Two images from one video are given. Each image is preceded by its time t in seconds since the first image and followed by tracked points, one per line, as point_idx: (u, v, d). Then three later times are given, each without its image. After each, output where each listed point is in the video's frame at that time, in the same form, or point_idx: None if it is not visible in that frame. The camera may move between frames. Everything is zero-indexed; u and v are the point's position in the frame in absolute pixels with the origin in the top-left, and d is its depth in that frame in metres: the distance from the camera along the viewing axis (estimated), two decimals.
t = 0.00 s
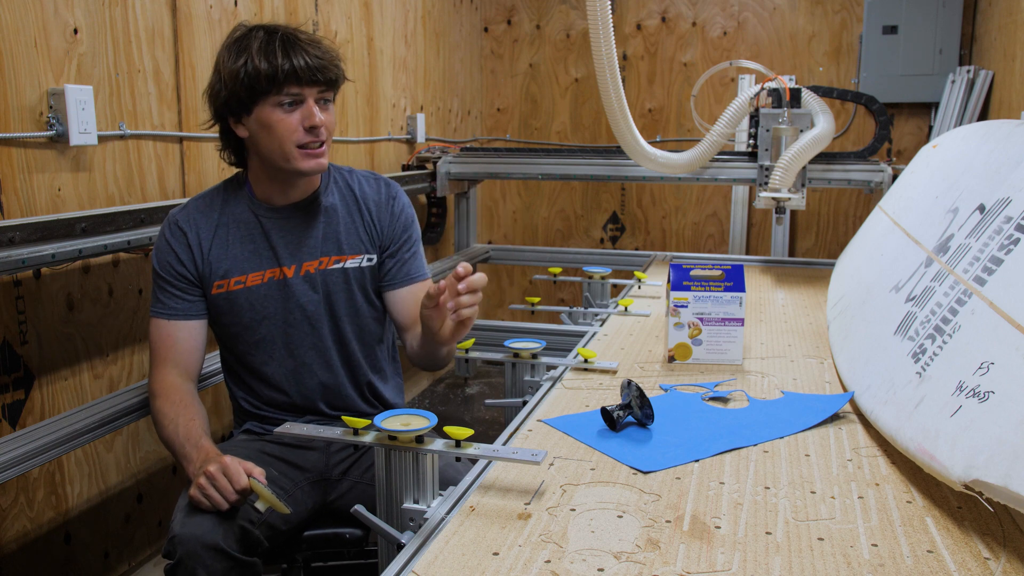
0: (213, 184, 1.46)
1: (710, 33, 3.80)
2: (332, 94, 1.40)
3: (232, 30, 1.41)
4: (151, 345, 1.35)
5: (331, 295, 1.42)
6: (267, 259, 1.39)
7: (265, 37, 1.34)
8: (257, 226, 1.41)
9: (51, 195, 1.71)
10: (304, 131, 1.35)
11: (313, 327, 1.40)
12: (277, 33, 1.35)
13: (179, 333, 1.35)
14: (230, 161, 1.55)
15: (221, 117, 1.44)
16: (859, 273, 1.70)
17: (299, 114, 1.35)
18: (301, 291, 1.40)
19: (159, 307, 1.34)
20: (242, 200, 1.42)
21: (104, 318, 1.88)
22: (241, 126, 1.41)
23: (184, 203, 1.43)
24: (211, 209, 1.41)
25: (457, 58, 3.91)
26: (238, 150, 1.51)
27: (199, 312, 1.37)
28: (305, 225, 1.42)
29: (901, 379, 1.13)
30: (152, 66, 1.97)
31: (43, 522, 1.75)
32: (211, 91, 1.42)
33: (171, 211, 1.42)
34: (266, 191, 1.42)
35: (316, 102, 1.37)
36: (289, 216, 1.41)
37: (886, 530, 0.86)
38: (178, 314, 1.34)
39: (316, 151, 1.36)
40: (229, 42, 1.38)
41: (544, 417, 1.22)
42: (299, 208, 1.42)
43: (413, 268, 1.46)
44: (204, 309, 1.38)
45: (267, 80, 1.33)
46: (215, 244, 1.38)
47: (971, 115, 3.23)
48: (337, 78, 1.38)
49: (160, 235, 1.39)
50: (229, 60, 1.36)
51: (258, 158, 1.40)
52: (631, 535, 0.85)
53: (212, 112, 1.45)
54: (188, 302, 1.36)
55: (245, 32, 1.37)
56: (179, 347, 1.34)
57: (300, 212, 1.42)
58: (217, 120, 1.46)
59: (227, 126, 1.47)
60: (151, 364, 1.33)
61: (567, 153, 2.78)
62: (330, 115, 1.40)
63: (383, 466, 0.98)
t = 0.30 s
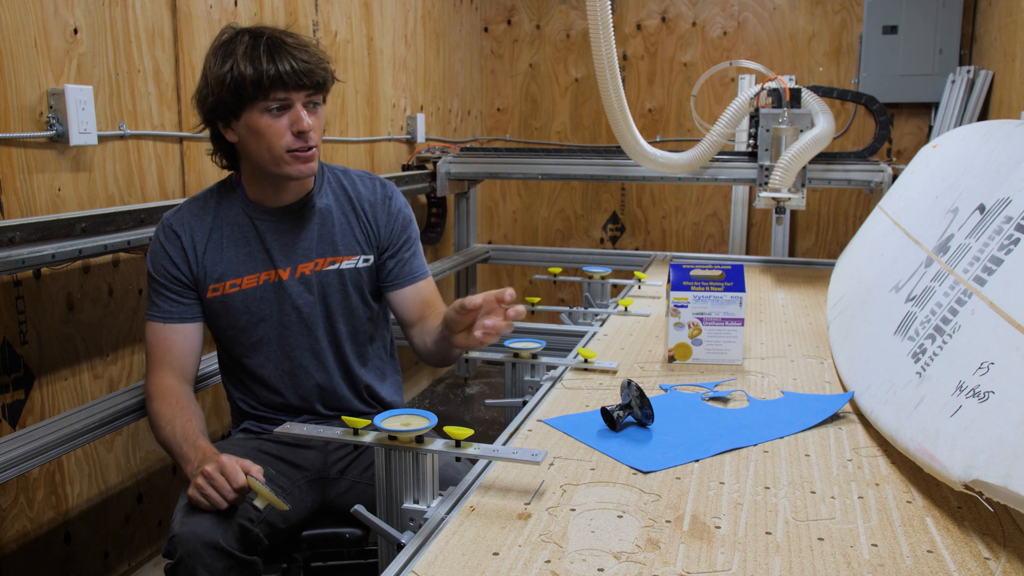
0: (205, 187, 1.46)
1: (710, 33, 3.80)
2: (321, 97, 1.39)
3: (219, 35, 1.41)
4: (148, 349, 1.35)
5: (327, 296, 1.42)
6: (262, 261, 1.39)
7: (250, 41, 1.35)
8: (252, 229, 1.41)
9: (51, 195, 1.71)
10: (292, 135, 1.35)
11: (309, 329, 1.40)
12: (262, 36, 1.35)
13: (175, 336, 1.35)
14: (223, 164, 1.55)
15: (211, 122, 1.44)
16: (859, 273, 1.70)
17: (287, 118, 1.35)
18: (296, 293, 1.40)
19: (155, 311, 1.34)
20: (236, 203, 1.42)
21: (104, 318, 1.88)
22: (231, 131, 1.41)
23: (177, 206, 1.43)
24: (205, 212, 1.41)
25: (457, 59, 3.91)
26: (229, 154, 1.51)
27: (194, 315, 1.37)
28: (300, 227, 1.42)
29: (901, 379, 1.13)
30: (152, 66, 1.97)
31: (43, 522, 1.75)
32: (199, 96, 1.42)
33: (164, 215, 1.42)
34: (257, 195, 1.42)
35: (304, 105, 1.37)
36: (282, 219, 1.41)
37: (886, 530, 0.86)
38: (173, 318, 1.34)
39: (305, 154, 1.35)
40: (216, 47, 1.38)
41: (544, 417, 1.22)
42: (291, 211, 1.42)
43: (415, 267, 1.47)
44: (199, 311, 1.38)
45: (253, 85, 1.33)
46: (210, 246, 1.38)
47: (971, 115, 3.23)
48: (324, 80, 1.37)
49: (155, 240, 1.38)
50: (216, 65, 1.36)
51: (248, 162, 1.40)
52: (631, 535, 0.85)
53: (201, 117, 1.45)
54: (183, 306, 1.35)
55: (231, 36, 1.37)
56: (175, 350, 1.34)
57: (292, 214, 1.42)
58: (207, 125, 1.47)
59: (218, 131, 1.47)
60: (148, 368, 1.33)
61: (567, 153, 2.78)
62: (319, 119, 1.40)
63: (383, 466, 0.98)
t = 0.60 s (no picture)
0: (211, 187, 1.46)
1: (710, 33, 3.80)
2: (323, 96, 1.39)
3: (221, 38, 1.42)
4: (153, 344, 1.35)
5: (331, 294, 1.42)
6: (266, 259, 1.39)
7: (251, 43, 1.35)
8: (257, 226, 1.41)
9: (51, 195, 1.71)
10: (297, 133, 1.35)
11: (312, 326, 1.40)
12: (263, 37, 1.35)
13: (180, 331, 1.35)
14: (228, 167, 1.56)
15: (216, 125, 1.44)
16: (859, 273, 1.70)
17: (290, 118, 1.35)
18: (300, 290, 1.39)
19: (161, 307, 1.35)
20: (242, 201, 1.42)
21: (104, 318, 1.88)
22: (236, 133, 1.41)
23: (185, 205, 1.44)
24: (211, 209, 1.42)
25: (457, 59, 3.91)
26: (236, 157, 1.51)
27: (201, 311, 1.37)
28: (304, 225, 1.42)
29: (901, 379, 1.13)
30: (152, 66, 1.97)
31: (43, 522, 1.75)
32: (203, 101, 1.43)
33: (172, 213, 1.43)
34: (264, 195, 1.42)
35: (307, 105, 1.37)
36: (286, 216, 1.41)
37: (886, 530, 0.86)
38: (178, 313, 1.35)
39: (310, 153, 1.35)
40: (218, 50, 1.39)
41: (544, 417, 1.22)
42: (296, 210, 1.41)
43: (430, 249, 1.47)
44: (205, 308, 1.38)
45: (255, 86, 1.33)
46: (216, 244, 1.39)
47: (971, 115, 3.23)
48: (325, 79, 1.37)
49: (162, 237, 1.39)
50: (218, 67, 1.36)
51: (254, 163, 1.40)
52: (631, 535, 0.85)
53: (206, 121, 1.46)
54: (189, 301, 1.36)
55: (232, 38, 1.38)
56: (179, 344, 1.34)
57: (298, 212, 1.42)
58: (212, 129, 1.47)
59: (223, 134, 1.47)
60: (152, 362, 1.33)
61: (567, 153, 2.78)
62: (322, 118, 1.40)
63: (383, 466, 0.98)
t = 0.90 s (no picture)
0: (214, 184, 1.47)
1: (710, 33, 3.80)
2: (328, 95, 1.39)
3: (229, 34, 1.42)
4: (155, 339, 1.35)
5: (330, 287, 1.42)
6: (267, 254, 1.40)
7: (259, 39, 1.35)
8: (258, 221, 1.41)
9: (51, 195, 1.71)
10: (300, 130, 1.35)
11: (311, 320, 1.40)
12: (271, 34, 1.35)
13: (181, 325, 1.35)
14: (232, 161, 1.56)
15: (220, 119, 1.44)
16: (859, 273, 1.70)
17: (295, 114, 1.35)
18: (299, 284, 1.39)
19: (163, 301, 1.35)
20: (244, 197, 1.43)
21: (104, 318, 1.88)
22: (240, 127, 1.42)
23: (188, 202, 1.45)
24: (213, 205, 1.42)
25: (457, 59, 3.91)
26: (239, 152, 1.52)
27: (202, 305, 1.37)
28: (304, 220, 1.42)
29: (901, 379, 1.13)
30: (152, 66, 1.97)
31: (43, 522, 1.75)
32: (209, 95, 1.43)
33: (175, 210, 1.44)
34: (266, 190, 1.42)
35: (312, 102, 1.37)
36: (287, 212, 1.41)
37: (886, 530, 0.86)
38: (181, 308, 1.35)
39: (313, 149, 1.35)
40: (225, 45, 1.39)
41: (544, 417, 1.22)
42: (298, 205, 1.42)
43: (430, 222, 1.45)
44: (206, 303, 1.38)
45: (262, 82, 1.33)
46: (218, 239, 1.39)
47: (971, 115, 3.23)
48: (330, 78, 1.37)
49: (165, 232, 1.40)
50: (225, 62, 1.36)
51: (257, 157, 1.40)
52: (631, 535, 0.85)
53: (211, 114, 1.46)
54: (191, 296, 1.36)
55: (240, 34, 1.38)
56: (180, 338, 1.35)
57: (299, 208, 1.42)
58: (217, 122, 1.47)
59: (227, 128, 1.47)
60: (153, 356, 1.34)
61: (567, 153, 2.78)
62: (326, 115, 1.40)
63: (383, 466, 0.98)
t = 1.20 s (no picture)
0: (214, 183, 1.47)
1: (710, 33, 3.80)
2: (323, 94, 1.39)
3: (226, 33, 1.42)
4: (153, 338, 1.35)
5: (329, 287, 1.42)
6: (266, 253, 1.40)
7: (253, 39, 1.35)
8: (256, 220, 1.41)
9: (51, 195, 1.71)
10: (294, 129, 1.34)
11: (310, 319, 1.40)
12: (265, 34, 1.35)
13: (180, 325, 1.35)
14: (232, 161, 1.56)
15: (218, 118, 1.45)
16: (859, 273, 1.70)
17: (288, 113, 1.35)
18: (298, 284, 1.39)
19: (161, 300, 1.35)
20: (243, 197, 1.43)
21: (104, 318, 1.88)
22: (237, 126, 1.42)
23: (187, 201, 1.45)
24: (212, 204, 1.43)
25: (457, 59, 3.91)
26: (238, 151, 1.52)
27: (200, 305, 1.37)
28: (303, 219, 1.42)
29: (901, 379, 1.13)
30: (152, 66, 1.97)
31: (43, 522, 1.75)
32: (207, 95, 1.43)
33: (174, 210, 1.44)
34: (264, 189, 1.42)
35: (307, 101, 1.37)
36: (286, 210, 1.41)
37: (886, 530, 0.86)
38: (179, 307, 1.35)
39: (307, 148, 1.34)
40: (221, 44, 1.39)
41: (544, 417, 1.22)
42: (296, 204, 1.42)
43: (428, 229, 1.45)
44: (205, 302, 1.38)
45: (256, 82, 1.33)
46: (216, 239, 1.39)
47: (971, 115, 3.23)
48: (324, 77, 1.37)
49: (164, 231, 1.40)
50: (220, 61, 1.37)
51: (253, 157, 1.40)
52: (631, 535, 0.85)
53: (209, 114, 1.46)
54: (189, 296, 1.36)
55: (235, 34, 1.38)
56: (178, 338, 1.35)
57: (297, 207, 1.42)
58: (215, 123, 1.48)
59: (225, 128, 1.48)
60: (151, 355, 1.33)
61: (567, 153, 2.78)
62: (321, 114, 1.39)
63: (383, 465, 0.98)
